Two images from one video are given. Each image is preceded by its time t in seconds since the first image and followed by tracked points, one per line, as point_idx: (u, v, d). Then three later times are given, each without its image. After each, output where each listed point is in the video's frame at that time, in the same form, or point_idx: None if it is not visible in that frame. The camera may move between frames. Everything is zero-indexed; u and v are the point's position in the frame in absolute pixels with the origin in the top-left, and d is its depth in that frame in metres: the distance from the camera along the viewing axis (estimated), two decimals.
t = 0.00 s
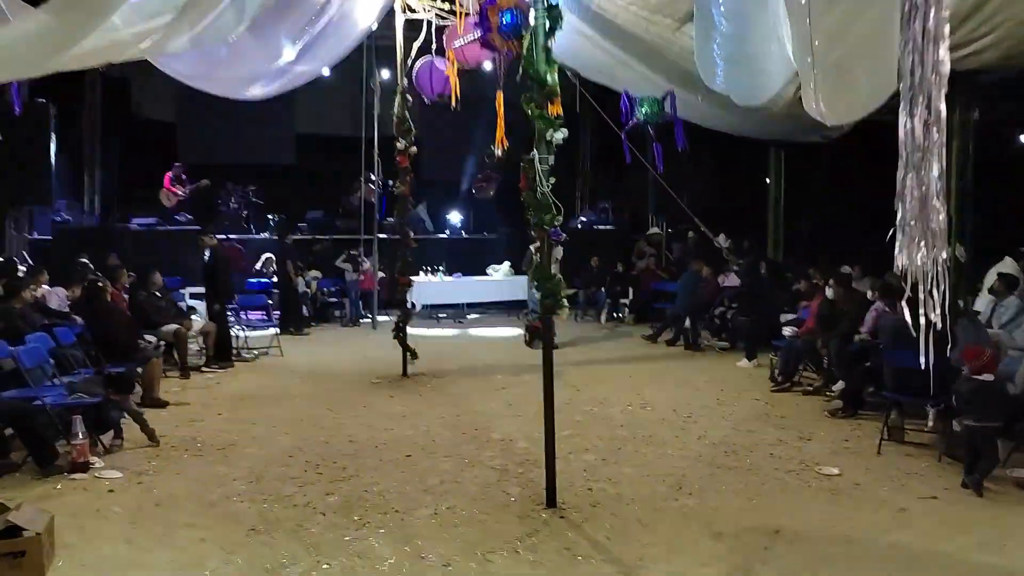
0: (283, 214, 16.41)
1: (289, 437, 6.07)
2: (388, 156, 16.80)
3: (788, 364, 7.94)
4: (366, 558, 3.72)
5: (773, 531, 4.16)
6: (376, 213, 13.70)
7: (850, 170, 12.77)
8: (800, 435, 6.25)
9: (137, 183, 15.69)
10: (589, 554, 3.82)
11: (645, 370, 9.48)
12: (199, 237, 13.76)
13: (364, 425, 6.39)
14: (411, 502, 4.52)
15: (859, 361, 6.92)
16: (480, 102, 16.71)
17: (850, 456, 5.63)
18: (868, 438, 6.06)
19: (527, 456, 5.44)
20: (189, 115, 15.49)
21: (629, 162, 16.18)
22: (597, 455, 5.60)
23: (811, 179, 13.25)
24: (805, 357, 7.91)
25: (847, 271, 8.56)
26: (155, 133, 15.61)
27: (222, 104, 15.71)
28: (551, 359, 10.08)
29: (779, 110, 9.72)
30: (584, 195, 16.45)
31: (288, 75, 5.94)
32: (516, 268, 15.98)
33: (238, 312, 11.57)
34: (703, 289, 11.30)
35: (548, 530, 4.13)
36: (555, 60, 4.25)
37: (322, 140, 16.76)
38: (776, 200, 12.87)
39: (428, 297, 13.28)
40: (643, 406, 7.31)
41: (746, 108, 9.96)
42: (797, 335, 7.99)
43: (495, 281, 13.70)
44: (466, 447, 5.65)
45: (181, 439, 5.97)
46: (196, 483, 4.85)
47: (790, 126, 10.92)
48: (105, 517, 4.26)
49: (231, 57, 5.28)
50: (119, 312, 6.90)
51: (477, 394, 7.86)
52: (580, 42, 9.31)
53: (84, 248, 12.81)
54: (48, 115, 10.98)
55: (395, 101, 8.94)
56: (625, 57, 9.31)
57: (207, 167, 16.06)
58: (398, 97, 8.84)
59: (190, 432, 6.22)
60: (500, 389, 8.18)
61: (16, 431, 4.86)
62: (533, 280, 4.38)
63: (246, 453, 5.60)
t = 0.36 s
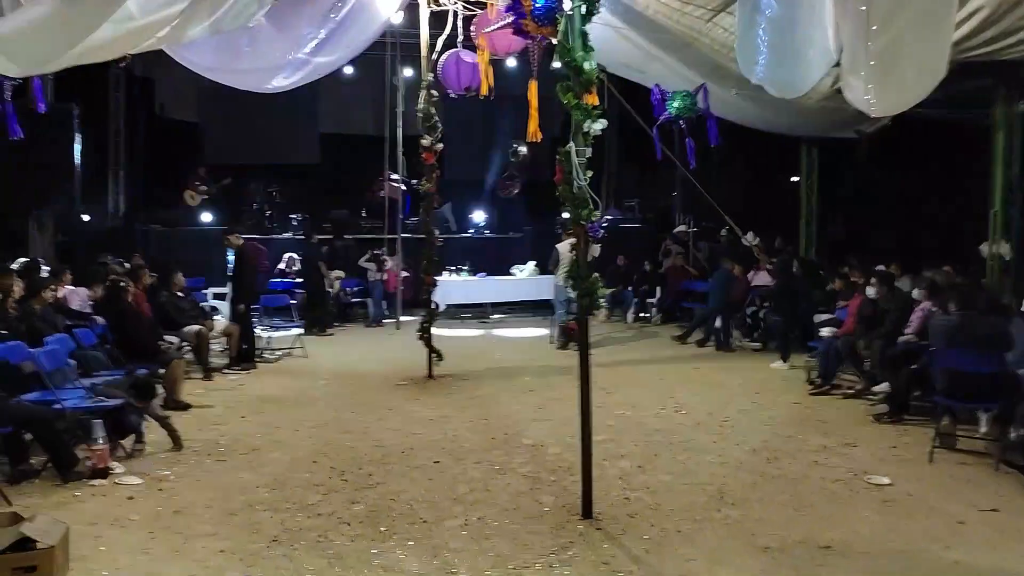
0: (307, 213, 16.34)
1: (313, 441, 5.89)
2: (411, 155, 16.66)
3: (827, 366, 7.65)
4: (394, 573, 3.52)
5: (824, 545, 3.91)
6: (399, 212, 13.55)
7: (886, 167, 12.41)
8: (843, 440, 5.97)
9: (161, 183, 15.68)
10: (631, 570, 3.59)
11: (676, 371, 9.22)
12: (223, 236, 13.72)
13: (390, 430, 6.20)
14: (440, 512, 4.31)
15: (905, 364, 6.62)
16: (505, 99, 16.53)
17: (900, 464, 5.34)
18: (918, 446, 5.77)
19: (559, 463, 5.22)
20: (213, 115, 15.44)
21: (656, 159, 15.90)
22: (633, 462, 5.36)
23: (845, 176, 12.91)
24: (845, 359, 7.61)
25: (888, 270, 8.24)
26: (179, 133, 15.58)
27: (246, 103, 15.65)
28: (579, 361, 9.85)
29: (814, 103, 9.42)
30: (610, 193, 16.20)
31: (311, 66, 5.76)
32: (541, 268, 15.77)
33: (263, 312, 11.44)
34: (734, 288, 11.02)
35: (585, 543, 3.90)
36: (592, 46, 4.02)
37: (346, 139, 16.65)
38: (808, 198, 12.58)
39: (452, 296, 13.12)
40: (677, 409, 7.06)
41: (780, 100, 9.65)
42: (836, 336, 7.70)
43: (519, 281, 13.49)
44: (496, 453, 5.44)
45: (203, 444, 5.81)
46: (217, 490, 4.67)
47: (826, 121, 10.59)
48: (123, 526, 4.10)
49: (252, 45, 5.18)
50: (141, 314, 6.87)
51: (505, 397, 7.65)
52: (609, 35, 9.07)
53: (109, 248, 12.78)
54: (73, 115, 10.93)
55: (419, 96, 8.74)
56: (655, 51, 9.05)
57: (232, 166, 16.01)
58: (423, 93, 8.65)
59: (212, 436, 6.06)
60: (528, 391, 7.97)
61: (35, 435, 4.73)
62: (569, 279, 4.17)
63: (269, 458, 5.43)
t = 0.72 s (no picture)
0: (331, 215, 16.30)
1: (338, 450, 5.75)
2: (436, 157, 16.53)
3: (867, 372, 7.37)
4: None
5: (878, 567, 3.67)
6: (423, 214, 13.43)
7: (925, 165, 12.07)
8: (889, 450, 5.71)
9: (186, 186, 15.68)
10: None
11: (708, 376, 8.98)
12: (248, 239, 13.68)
13: (416, 438, 6.04)
14: (469, 528, 4.12)
15: (953, 370, 6.35)
16: (533, 96, 16.88)
17: (952, 476, 5.08)
18: (969, 457, 5.49)
19: (591, 475, 5.01)
20: (238, 117, 15.42)
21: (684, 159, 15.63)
22: (669, 473, 5.15)
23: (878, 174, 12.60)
24: (886, 364, 7.33)
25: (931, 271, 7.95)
26: (204, 136, 15.58)
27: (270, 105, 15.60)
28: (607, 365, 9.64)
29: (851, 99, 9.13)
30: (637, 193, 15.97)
31: (332, 64, 5.63)
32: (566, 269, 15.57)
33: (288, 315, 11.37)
34: (766, 291, 10.75)
35: (622, 562, 3.70)
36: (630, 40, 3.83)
37: (370, 141, 16.56)
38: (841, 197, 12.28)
39: (477, 299, 12.97)
40: (711, 416, 6.83)
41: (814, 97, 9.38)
42: (876, 341, 7.44)
43: (546, 283, 13.30)
44: (526, 463, 5.25)
45: (225, 452, 5.68)
46: (239, 502, 4.53)
47: (863, 117, 10.29)
48: (142, 541, 3.95)
49: (275, 40, 5.04)
50: (164, 318, 6.81)
51: (533, 403, 7.48)
52: (638, 31, 8.86)
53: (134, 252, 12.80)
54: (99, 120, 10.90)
55: (445, 96, 8.59)
56: (686, 48, 8.83)
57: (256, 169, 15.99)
58: (449, 92, 8.50)
59: (235, 444, 5.93)
60: (555, 397, 7.77)
61: (53, 444, 4.62)
62: (604, 284, 3.97)
63: (292, 468, 5.28)
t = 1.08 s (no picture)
0: (365, 218, 16.20)
1: (363, 460, 5.53)
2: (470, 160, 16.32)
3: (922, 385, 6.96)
4: None
5: None
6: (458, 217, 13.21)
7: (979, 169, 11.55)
8: (949, 472, 5.33)
9: (222, 188, 15.67)
10: None
11: (750, 387, 8.61)
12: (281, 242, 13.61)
13: (445, 449, 5.80)
14: (498, 549, 3.86)
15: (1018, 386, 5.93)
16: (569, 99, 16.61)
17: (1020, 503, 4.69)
18: None
19: (629, 493, 4.73)
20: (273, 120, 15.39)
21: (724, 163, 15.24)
22: (711, 492, 4.84)
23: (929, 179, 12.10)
24: (943, 378, 6.93)
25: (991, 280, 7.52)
26: (240, 139, 15.56)
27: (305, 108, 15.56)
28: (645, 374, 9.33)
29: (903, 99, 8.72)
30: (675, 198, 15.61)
31: (357, 58, 5.46)
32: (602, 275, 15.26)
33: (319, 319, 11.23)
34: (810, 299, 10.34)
35: None
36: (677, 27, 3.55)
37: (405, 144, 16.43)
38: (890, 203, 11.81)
39: (511, 304, 12.72)
40: (754, 431, 6.49)
41: (864, 96, 8.99)
42: (932, 353, 7.03)
43: (581, 288, 13.01)
44: (558, 479, 4.98)
45: (247, 461, 5.50)
46: (257, 516, 4.33)
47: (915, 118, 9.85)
48: (154, 556, 3.76)
49: (298, 29, 4.88)
50: (190, 320, 6.68)
51: (567, 413, 7.20)
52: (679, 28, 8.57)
53: (169, 254, 12.78)
54: (136, 121, 10.87)
55: (479, 95, 8.37)
56: (729, 46, 8.50)
57: (291, 171, 15.94)
58: (483, 91, 8.28)
59: (259, 452, 5.75)
60: (590, 407, 7.48)
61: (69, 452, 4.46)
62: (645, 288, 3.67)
63: (315, 479, 5.08)
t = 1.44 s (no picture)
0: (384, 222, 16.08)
1: (378, 473, 5.35)
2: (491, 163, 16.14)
3: (959, 398, 6.68)
4: None
5: None
6: (478, 222, 13.03)
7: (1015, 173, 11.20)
8: (994, 493, 5.04)
9: (241, 192, 15.60)
10: None
11: (778, 397, 8.34)
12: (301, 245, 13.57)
13: (462, 462, 5.60)
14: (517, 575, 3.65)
15: None
16: (592, 102, 16.49)
17: None
18: None
19: (655, 513, 4.51)
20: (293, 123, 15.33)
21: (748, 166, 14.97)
22: (742, 513, 4.60)
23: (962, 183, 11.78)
24: (982, 391, 6.65)
25: None
26: (260, 142, 15.51)
27: (325, 111, 15.48)
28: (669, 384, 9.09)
29: (938, 100, 8.43)
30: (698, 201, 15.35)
31: (372, 56, 5.29)
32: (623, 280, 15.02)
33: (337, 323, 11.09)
34: (839, 306, 10.04)
35: None
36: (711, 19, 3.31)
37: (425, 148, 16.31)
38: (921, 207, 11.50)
39: (531, 309, 12.53)
40: (784, 445, 6.24)
41: (895, 97, 8.71)
42: (971, 365, 6.74)
43: (602, 293, 12.79)
44: (580, 497, 4.76)
45: (260, 474, 5.33)
46: (267, 534, 4.14)
47: (949, 120, 9.53)
48: None
49: (315, 27, 4.72)
50: (205, 327, 6.56)
51: (587, 424, 6.98)
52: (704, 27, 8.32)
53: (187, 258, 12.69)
54: (155, 124, 10.79)
55: (500, 97, 8.17)
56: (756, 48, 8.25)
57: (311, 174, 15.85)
58: (503, 93, 8.09)
59: (271, 464, 5.57)
60: (612, 418, 7.26)
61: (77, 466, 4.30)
62: (675, 300, 3.47)
63: (328, 494, 4.90)
